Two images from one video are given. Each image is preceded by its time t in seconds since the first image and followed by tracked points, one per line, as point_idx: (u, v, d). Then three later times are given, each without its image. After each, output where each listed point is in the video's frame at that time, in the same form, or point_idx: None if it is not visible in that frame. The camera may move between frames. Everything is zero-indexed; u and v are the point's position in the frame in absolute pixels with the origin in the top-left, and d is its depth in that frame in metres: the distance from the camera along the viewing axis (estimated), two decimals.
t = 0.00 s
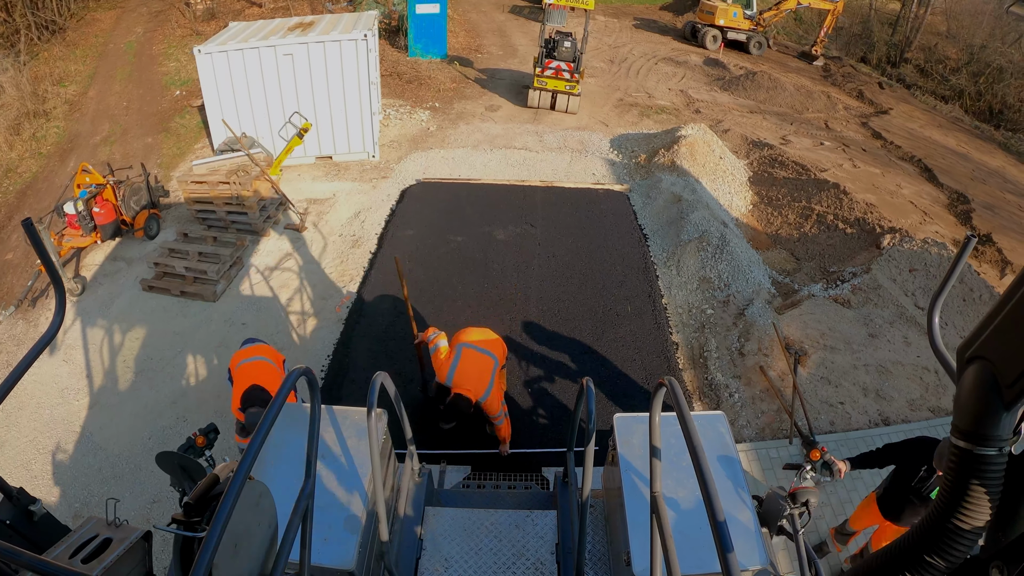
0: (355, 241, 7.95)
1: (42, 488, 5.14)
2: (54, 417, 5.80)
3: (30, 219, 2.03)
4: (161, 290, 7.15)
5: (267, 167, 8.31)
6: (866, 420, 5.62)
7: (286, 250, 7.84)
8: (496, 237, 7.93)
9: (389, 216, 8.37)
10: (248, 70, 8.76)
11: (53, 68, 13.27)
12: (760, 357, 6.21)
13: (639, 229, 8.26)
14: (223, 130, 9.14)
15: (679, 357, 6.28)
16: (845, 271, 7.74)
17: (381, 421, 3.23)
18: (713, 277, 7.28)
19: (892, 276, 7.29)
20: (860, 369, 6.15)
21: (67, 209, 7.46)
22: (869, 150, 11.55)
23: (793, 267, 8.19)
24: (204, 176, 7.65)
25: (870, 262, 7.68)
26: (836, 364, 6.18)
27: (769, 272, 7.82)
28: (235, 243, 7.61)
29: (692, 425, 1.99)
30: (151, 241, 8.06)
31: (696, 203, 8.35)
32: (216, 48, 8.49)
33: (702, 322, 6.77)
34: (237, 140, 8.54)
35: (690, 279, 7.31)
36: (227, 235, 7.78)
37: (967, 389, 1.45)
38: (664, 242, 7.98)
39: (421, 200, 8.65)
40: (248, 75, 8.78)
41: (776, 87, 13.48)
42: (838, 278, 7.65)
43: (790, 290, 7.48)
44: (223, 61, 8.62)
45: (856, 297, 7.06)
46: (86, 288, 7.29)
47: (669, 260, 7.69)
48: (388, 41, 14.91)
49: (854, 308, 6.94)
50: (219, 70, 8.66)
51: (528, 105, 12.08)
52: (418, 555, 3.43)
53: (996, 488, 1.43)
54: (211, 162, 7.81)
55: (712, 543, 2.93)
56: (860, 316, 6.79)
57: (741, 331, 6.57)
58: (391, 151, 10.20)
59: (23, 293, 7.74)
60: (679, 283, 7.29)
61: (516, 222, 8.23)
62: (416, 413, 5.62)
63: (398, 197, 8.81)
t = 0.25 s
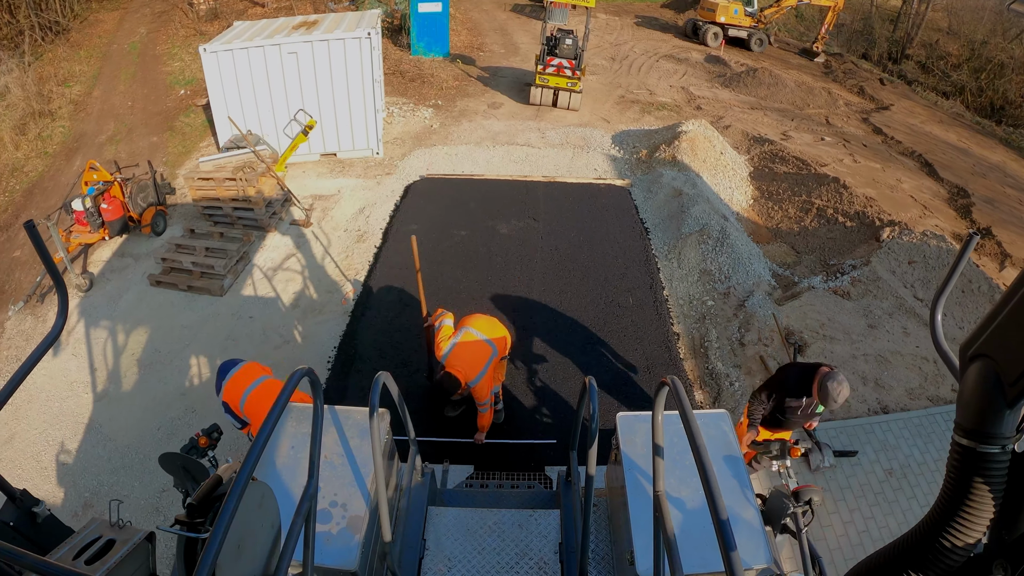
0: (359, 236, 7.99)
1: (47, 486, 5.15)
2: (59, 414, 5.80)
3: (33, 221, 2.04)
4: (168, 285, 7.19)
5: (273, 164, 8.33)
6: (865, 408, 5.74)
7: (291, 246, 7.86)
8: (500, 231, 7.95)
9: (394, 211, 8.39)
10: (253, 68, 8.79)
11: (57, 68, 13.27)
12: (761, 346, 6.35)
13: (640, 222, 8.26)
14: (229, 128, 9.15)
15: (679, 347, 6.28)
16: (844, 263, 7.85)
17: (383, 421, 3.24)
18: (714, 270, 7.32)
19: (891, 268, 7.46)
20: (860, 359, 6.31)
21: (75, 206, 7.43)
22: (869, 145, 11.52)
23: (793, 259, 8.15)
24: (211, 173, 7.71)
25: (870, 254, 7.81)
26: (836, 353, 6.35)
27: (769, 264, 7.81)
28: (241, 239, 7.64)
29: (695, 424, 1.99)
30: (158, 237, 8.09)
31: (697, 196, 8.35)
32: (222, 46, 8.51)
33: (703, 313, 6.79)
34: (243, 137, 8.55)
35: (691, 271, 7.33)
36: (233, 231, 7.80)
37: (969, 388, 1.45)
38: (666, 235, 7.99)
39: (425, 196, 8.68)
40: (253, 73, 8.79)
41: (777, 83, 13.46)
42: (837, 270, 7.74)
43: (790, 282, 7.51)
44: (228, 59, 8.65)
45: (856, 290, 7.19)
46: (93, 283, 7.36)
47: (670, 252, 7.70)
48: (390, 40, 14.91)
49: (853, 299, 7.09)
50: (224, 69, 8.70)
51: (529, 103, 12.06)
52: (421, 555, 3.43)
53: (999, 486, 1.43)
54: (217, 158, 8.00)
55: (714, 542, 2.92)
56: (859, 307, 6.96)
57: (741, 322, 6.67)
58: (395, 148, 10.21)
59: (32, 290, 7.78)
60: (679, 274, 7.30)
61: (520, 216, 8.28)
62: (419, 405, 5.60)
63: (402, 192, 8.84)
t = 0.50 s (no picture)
0: (362, 231, 8.00)
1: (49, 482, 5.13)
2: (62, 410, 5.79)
3: (32, 221, 2.04)
4: (174, 279, 7.22)
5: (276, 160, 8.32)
6: (860, 398, 5.75)
7: (296, 240, 7.90)
8: (500, 227, 7.97)
9: (396, 208, 8.40)
10: (257, 67, 8.76)
11: (61, 67, 13.27)
12: (758, 338, 6.35)
13: (639, 217, 8.28)
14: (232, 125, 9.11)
15: (678, 337, 6.26)
16: (841, 258, 7.85)
17: (383, 421, 3.23)
18: (712, 264, 7.33)
19: (887, 263, 7.45)
20: (855, 350, 6.31)
21: (81, 202, 7.50)
22: (868, 143, 11.52)
23: (791, 255, 8.16)
24: (216, 169, 7.78)
25: (867, 249, 7.79)
26: (832, 345, 6.33)
27: (767, 260, 7.83)
28: (246, 234, 7.68)
29: (695, 424, 1.99)
30: (163, 233, 8.12)
31: (695, 192, 8.37)
32: (226, 45, 8.50)
33: (701, 306, 6.77)
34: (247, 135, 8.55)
35: (690, 265, 7.34)
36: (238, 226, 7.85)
37: (969, 388, 1.45)
38: (664, 230, 8.00)
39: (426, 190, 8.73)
40: (257, 71, 8.76)
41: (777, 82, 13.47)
42: (834, 265, 7.74)
43: (787, 276, 7.55)
44: (233, 58, 8.63)
45: (852, 284, 7.18)
46: (99, 278, 7.35)
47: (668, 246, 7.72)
48: (391, 39, 14.91)
49: (850, 293, 7.09)
50: (229, 68, 8.66)
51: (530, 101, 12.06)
52: (420, 555, 3.43)
53: (999, 484, 1.43)
54: (222, 155, 8.02)
55: (715, 542, 2.92)
56: (855, 301, 6.95)
57: (738, 314, 6.66)
58: (397, 146, 10.22)
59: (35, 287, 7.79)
60: (677, 268, 7.32)
61: (520, 212, 8.30)
62: (419, 399, 5.59)
63: (404, 188, 8.86)
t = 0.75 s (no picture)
0: (364, 226, 8.01)
1: (50, 480, 5.11)
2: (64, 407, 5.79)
3: (31, 220, 2.03)
4: (179, 273, 7.28)
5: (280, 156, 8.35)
6: (856, 389, 5.78)
7: (298, 233, 7.93)
8: (501, 222, 7.98)
9: (398, 203, 8.41)
10: (261, 64, 8.77)
11: (64, 65, 13.27)
12: (754, 329, 6.39)
13: (637, 213, 8.29)
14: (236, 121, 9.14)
15: (675, 331, 6.32)
16: (838, 253, 7.84)
17: (384, 420, 3.23)
18: (710, 258, 7.33)
19: (883, 258, 7.45)
20: (851, 343, 6.32)
21: (87, 196, 7.47)
22: (866, 142, 11.52)
23: (789, 250, 8.17)
24: (221, 164, 7.90)
25: (863, 245, 7.78)
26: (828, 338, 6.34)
27: (764, 255, 7.85)
28: (251, 227, 7.70)
29: (694, 424, 1.99)
30: (168, 228, 8.15)
31: (693, 188, 8.37)
32: (230, 42, 8.50)
33: (698, 299, 6.80)
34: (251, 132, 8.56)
35: (688, 260, 7.36)
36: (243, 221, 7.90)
37: (968, 388, 1.45)
38: (662, 225, 8.02)
39: (428, 185, 8.77)
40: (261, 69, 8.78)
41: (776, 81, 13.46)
42: (831, 260, 7.74)
43: (784, 270, 7.56)
44: (237, 55, 8.64)
45: (848, 279, 7.19)
46: (105, 270, 7.44)
47: (666, 241, 7.73)
48: (393, 37, 14.91)
49: (846, 288, 7.09)
50: (233, 65, 8.68)
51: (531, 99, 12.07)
52: (420, 554, 3.43)
53: (998, 484, 1.43)
54: (226, 151, 8.12)
55: (714, 541, 2.92)
56: (850, 295, 6.96)
57: (735, 307, 6.66)
58: (399, 143, 10.22)
59: (39, 283, 7.82)
60: (676, 262, 7.33)
61: (521, 206, 8.31)
62: (419, 393, 5.59)
63: (407, 184, 8.87)
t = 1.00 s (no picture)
0: (368, 221, 8.02)
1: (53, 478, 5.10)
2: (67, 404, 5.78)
3: (32, 220, 2.03)
4: (185, 267, 7.29)
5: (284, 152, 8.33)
6: (851, 379, 5.81)
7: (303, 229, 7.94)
8: (502, 217, 7.98)
9: (400, 200, 8.42)
10: (265, 63, 8.77)
11: (67, 64, 13.26)
12: (751, 322, 6.37)
13: (636, 208, 8.31)
14: (240, 119, 9.12)
15: (673, 321, 6.38)
16: (836, 248, 7.83)
17: (384, 420, 3.23)
18: (708, 253, 7.33)
19: (880, 253, 7.44)
20: (847, 335, 6.33)
21: (93, 192, 7.55)
22: (865, 139, 11.52)
23: (787, 245, 8.18)
24: (226, 160, 7.79)
25: (860, 240, 7.78)
26: (824, 329, 6.35)
27: (762, 249, 7.86)
28: (256, 222, 7.73)
29: (694, 423, 1.99)
30: (174, 223, 8.14)
31: (691, 184, 8.38)
32: (235, 41, 8.50)
33: (696, 292, 6.82)
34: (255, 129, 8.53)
35: (686, 254, 7.37)
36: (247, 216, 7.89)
37: (969, 388, 1.45)
38: (661, 221, 8.03)
39: (429, 182, 8.77)
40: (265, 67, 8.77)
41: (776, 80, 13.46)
42: (828, 255, 7.74)
43: (781, 265, 7.57)
44: (241, 54, 8.63)
45: (845, 273, 7.20)
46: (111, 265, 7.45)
47: (665, 236, 7.74)
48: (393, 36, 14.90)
49: (843, 282, 7.10)
50: (237, 64, 8.67)
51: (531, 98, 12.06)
52: (420, 553, 3.43)
53: (999, 484, 1.43)
54: (232, 148, 8.05)
55: (714, 541, 2.92)
56: (847, 288, 6.98)
57: (732, 300, 6.67)
58: (402, 140, 10.22)
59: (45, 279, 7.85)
60: (675, 257, 7.35)
61: (522, 202, 8.31)
62: (419, 387, 5.60)
63: (409, 181, 8.88)
